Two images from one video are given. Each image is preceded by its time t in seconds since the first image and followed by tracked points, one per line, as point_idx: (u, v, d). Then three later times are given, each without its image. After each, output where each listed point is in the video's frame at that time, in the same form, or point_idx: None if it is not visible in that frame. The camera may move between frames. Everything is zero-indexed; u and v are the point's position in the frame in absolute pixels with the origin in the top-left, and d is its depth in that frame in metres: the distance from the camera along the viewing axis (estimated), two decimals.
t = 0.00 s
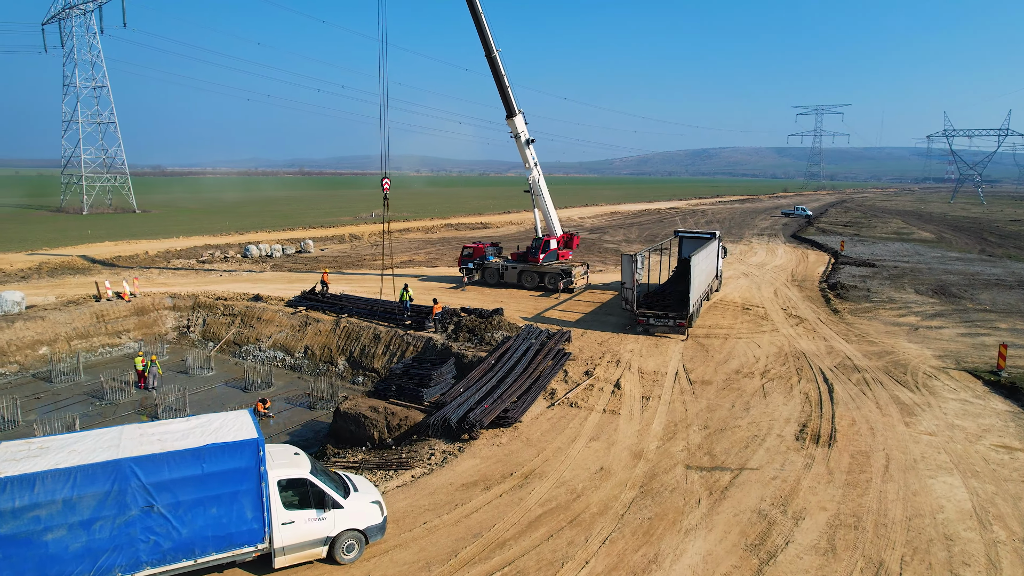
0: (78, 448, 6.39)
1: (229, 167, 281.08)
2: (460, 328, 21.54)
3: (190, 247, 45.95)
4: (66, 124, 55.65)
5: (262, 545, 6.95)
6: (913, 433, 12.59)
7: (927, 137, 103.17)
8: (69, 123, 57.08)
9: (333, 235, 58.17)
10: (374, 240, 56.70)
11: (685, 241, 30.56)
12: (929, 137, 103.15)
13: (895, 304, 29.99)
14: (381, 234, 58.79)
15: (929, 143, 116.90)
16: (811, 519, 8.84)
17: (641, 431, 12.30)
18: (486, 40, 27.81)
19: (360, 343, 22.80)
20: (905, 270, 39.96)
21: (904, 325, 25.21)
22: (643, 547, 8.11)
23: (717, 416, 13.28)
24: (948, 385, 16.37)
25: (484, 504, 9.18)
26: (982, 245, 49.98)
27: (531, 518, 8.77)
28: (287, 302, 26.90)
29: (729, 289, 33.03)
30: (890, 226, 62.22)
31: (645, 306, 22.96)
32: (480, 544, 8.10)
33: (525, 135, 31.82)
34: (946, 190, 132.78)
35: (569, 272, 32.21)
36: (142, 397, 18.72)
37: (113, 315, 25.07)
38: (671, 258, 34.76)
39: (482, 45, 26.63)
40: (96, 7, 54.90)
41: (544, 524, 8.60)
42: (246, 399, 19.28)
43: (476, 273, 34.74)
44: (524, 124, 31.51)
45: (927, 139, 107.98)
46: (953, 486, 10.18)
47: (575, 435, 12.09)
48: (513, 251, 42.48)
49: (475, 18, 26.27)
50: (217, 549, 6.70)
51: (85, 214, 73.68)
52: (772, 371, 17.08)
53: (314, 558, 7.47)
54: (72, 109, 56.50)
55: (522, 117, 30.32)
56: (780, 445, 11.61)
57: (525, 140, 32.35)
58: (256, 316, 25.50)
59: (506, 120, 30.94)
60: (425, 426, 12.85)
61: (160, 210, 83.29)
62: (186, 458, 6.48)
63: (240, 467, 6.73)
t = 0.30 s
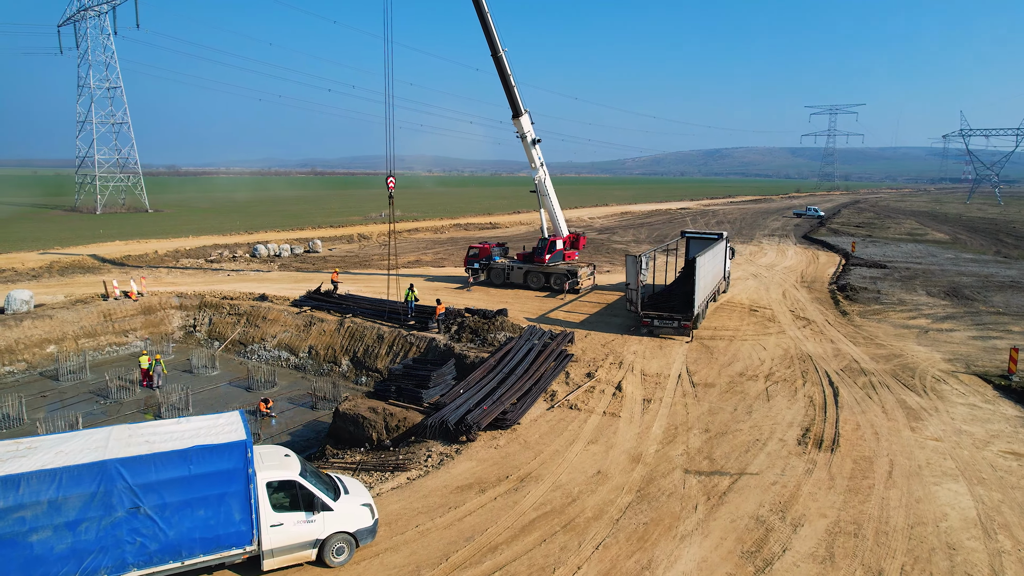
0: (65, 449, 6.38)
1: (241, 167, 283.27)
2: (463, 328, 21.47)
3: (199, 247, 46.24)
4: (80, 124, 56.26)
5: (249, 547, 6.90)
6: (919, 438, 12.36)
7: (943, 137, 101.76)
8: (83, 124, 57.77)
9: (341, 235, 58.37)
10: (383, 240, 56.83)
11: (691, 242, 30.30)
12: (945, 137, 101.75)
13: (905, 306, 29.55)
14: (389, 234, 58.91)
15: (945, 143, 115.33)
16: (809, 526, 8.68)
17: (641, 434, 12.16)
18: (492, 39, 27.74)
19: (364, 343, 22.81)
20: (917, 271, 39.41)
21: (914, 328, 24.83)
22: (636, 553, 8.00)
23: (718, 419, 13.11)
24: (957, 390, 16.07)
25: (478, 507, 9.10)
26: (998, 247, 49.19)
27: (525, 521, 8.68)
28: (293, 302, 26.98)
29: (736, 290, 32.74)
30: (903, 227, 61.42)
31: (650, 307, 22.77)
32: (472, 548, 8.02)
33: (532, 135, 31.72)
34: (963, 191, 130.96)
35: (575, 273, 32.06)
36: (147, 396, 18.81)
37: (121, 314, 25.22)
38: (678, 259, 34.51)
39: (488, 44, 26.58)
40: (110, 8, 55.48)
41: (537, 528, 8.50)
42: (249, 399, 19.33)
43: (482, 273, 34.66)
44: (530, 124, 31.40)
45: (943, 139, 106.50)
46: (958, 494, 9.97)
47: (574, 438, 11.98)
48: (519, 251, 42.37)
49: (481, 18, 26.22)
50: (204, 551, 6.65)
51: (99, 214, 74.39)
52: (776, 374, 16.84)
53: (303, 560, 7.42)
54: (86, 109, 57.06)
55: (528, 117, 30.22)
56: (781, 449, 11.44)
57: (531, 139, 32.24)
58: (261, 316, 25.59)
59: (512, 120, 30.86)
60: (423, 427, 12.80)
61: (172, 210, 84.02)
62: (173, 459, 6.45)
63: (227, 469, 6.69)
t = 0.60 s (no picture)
0: (54, 450, 6.37)
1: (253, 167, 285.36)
2: (467, 329, 21.42)
3: (209, 246, 46.54)
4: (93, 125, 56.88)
5: (239, 549, 6.85)
6: (925, 444, 12.12)
7: (959, 136, 100.36)
8: (97, 124, 58.46)
9: (350, 234, 58.55)
10: (391, 239, 56.92)
11: (699, 242, 30.07)
12: (961, 136, 100.33)
13: (916, 308, 29.14)
14: (397, 233, 59.03)
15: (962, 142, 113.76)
16: (808, 532, 8.53)
17: (641, 437, 12.04)
18: (498, 39, 27.70)
19: (368, 343, 22.83)
20: (930, 273, 38.85)
21: (924, 331, 24.45)
22: (631, 559, 7.89)
23: (720, 422, 12.94)
24: (966, 394, 15.78)
25: (472, 510, 9.02)
26: (1014, 248, 48.39)
27: (519, 525, 8.59)
28: (298, 301, 27.06)
29: (744, 291, 32.44)
30: (917, 228, 60.62)
31: (655, 308, 22.62)
32: (464, 552, 7.95)
33: (538, 135, 31.63)
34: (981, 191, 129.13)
35: (580, 274, 31.91)
36: (151, 395, 18.92)
37: (128, 313, 25.39)
38: (685, 260, 34.28)
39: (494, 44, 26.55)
40: (123, 10, 56.06)
41: (531, 532, 8.42)
42: (252, 398, 19.38)
43: (488, 273, 34.61)
44: (537, 124, 31.31)
45: (960, 138, 105.03)
46: (963, 501, 9.76)
47: (573, 440, 11.87)
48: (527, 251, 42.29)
49: (486, 17, 26.19)
50: (193, 553, 6.60)
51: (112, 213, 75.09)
52: (781, 377, 16.64)
53: (293, 562, 7.36)
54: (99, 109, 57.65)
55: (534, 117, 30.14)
56: (783, 454, 11.27)
57: (537, 139, 32.14)
58: (267, 315, 25.67)
59: (518, 120, 30.77)
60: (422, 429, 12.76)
61: (184, 209, 84.74)
62: (161, 460, 6.42)
63: (216, 470, 6.64)
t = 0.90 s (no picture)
0: (44, 450, 6.36)
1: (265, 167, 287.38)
2: (470, 330, 21.37)
3: (219, 246, 46.82)
4: (107, 125, 57.45)
5: (229, 551, 6.82)
6: (931, 449, 11.90)
7: (976, 136, 99.00)
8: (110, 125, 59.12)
9: (359, 234, 58.72)
10: (400, 240, 57.02)
11: (706, 243, 29.82)
12: (978, 136, 98.99)
13: (927, 311, 28.73)
14: (406, 233, 59.14)
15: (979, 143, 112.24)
16: (808, 539, 8.38)
17: (641, 440, 11.91)
18: (504, 38, 27.64)
19: (372, 343, 22.84)
20: (943, 275, 38.31)
21: (935, 333, 24.08)
22: (625, 565, 7.79)
23: (722, 426, 12.79)
24: (976, 398, 15.50)
25: (467, 513, 8.95)
26: None
27: (513, 530, 8.52)
28: (304, 301, 27.14)
29: (752, 293, 32.14)
30: (931, 229, 59.84)
31: (660, 310, 22.45)
32: (456, 556, 7.89)
33: (544, 135, 31.52)
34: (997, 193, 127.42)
35: (587, 274, 31.75)
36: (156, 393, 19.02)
37: (136, 313, 25.55)
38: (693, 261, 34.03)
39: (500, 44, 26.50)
40: (137, 12, 56.61)
41: (525, 536, 8.34)
42: (256, 398, 19.44)
43: (494, 274, 34.55)
44: (543, 124, 31.22)
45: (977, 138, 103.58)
46: (969, 509, 9.56)
47: (572, 443, 11.77)
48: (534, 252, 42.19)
49: (493, 17, 26.14)
50: (182, 554, 6.58)
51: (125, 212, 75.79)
52: (786, 380, 16.43)
53: (285, 564, 7.32)
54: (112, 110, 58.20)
55: (541, 116, 30.05)
56: (785, 458, 11.11)
57: (544, 139, 32.04)
58: (272, 315, 25.76)
59: (525, 120, 30.69)
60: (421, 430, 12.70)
61: (196, 208, 85.44)
62: (150, 461, 6.39)
63: (206, 471, 6.61)
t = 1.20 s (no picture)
0: (35, 449, 6.34)
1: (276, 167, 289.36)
2: (474, 330, 21.30)
3: (229, 246, 47.12)
4: (121, 125, 58.03)
5: (219, 552, 6.80)
6: (937, 455, 11.69)
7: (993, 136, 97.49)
8: (124, 125, 59.78)
9: (367, 234, 58.88)
10: (408, 240, 57.11)
11: (714, 244, 29.56)
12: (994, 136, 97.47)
13: (939, 313, 28.31)
14: (414, 233, 59.23)
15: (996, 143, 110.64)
16: (807, 547, 8.25)
17: (641, 444, 11.80)
18: (510, 38, 27.57)
19: (376, 343, 22.85)
20: (956, 276, 37.71)
21: (946, 336, 23.70)
22: (619, 571, 7.70)
23: (724, 429, 12.64)
24: (986, 403, 15.22)
25: (462, 516, 8.89)
26: None
27: (508, 533, 8.45)
28: (310, 301, 27.22)
29: (760, 294, 31.84)
30: (946, 230, 59.05)
31: (665, 311, 22.27)
32: (449, 560, 7.83)
33: (551, 135, 31.41)
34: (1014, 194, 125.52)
35: (593, 275, 31.59)
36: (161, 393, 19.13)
37: (143, 312, 25.72)
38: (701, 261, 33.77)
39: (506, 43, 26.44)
40: (150, 13, 57.13)
41: (519, 540, 8.27)
42: (260, 397, 19.49)
43: (500, 274, 34.49)
44: (550, 123, 31.11)
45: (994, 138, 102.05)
46: (974, 516, 9.37)
47: (571, 445, 11.68)
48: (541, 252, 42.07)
49: (499, 16, 26.07)
50: (172, 556, 6.56)
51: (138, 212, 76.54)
52: (792, 382, 16.22)
53: (276, 566, 7.29)
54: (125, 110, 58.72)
55: (547, 116, 29.95)
56: (787, 463, 10.95)
57: (550, 139, 31.93)
58: (278, 315, 25.85)
59: (531, 120, 30.59)
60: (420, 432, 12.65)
61: (207, 208, 86.05)
62: (140, 462, 6.34)
63: (197, 473, 6.57)
